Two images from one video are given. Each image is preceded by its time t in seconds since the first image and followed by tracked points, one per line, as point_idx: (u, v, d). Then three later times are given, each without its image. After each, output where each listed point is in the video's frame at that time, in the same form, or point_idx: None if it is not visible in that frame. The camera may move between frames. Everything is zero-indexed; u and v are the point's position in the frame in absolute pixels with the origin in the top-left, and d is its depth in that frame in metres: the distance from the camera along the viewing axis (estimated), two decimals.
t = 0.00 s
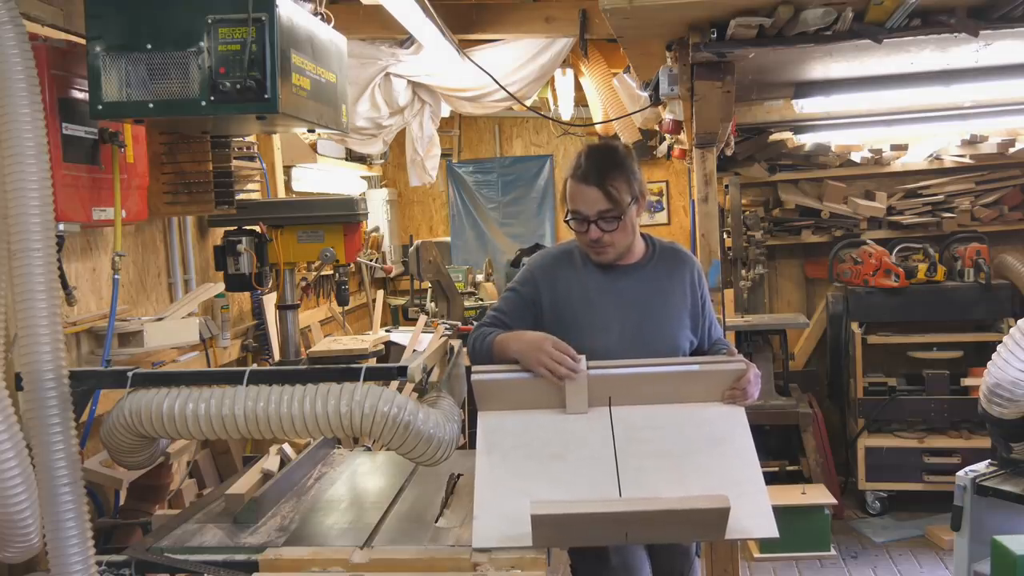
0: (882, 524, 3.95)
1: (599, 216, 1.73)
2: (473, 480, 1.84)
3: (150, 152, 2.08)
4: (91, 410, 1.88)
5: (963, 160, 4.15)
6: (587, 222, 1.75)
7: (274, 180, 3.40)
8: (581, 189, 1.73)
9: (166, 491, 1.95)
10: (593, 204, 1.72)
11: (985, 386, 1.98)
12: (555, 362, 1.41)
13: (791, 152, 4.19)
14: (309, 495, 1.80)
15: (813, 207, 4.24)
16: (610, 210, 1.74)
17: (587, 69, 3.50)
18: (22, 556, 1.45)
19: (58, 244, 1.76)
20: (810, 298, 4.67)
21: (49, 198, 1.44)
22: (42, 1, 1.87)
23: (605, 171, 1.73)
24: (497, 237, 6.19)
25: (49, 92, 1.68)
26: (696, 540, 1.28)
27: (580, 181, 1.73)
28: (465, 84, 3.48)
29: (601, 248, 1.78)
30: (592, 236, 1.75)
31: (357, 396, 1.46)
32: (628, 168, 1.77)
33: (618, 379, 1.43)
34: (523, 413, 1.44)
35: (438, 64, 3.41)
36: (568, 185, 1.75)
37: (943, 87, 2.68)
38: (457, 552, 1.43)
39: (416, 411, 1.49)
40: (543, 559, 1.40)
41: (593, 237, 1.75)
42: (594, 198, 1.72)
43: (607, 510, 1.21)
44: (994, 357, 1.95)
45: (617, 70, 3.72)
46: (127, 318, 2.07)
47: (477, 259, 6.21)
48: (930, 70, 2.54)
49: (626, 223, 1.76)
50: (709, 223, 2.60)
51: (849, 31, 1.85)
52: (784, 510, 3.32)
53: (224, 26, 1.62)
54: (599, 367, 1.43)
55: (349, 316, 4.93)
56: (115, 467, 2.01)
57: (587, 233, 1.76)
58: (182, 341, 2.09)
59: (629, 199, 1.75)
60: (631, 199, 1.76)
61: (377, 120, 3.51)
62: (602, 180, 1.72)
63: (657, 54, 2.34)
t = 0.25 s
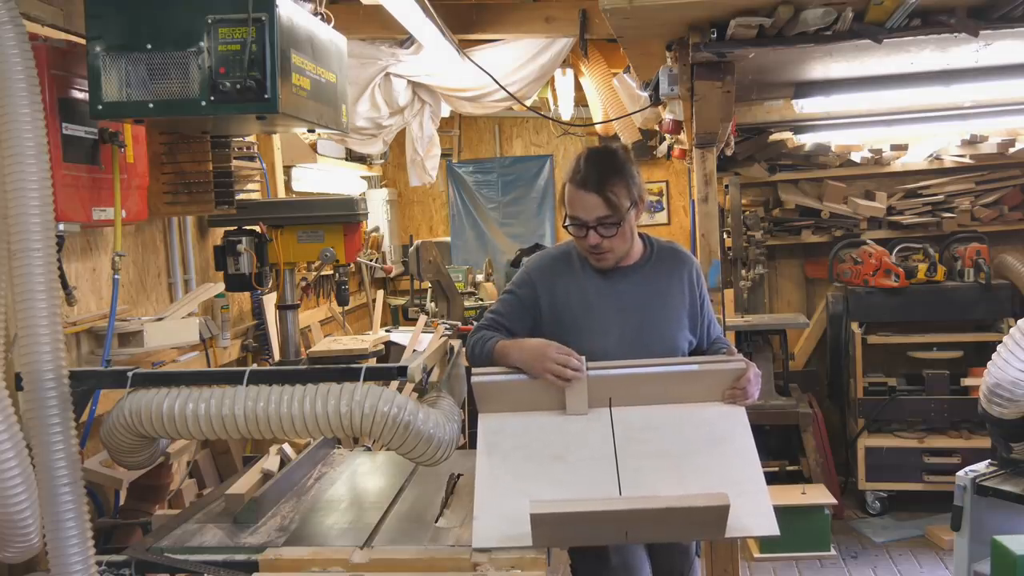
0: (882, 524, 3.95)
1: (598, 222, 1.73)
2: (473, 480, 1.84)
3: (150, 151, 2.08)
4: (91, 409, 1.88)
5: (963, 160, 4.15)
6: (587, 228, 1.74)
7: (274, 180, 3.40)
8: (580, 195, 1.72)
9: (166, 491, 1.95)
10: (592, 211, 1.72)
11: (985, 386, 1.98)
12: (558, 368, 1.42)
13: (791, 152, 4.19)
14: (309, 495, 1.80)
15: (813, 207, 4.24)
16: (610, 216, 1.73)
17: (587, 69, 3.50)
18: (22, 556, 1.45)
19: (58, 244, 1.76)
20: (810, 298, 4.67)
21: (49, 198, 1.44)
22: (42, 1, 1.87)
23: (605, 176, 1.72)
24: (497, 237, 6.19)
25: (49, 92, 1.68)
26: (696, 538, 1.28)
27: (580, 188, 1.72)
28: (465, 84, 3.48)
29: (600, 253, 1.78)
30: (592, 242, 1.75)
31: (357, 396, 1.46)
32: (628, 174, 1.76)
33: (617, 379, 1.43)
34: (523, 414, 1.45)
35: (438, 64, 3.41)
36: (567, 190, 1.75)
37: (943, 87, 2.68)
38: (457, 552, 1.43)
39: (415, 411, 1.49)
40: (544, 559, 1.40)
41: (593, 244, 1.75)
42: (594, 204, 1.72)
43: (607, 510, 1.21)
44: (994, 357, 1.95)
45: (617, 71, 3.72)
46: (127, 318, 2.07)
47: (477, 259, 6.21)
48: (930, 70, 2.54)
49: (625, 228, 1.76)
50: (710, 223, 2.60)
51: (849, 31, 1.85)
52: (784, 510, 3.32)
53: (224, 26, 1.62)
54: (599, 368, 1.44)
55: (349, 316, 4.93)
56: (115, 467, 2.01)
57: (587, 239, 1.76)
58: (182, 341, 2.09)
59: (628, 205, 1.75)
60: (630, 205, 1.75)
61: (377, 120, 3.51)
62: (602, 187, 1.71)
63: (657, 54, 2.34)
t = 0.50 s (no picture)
0: (882, 524, 3.95)
1: (599, 214, 1.73)
2: (473, 480, 1.84)
3: (150, 152, 2.08)
4: (91, 410, 1.88)
5: (963, 160, 4.15)
6: (588, 220, 1.75)
7: (274, 180, 3.41)
8: (581, 187, 1.72)
9: (166, 491, 1.95)
10: (593, 202, 1.72)
11: (985, 386, 1.98)
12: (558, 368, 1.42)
13: (791, 152, 4.19)
14: (309, 495, 1.80)
15: (813, 207, 4.24)
16: (611, 207, 1.74)
17: (587, 69, 3.50)
18: (22, 556, 1.45)
19: (58, 244, 1.76)
20: (810, 298, 4.67)
21: (49, 198, 1.44)
22: (42, 1, 1.87)
23: (606, 170, 1.73)
24: (497, 237, 6.19)
25: (49, 92, 1.68)
26: (696, 539, 1.28)
27: (581, 180, 1.72)
28: (465, 84, 3.48)
29: (601, 248, 1.78)
30: (592, 234, 1.75)
31: (357, 396, 1.46)
32: (629, 168, 1.77)
33: (618, 380, 1.43)
34: (524, 414, 1.45)
35: (438, 64, 3.41)
36: (568, 182, 1.75)
37: (942, 87, 2.68)
38: (457, 552, 1.43)
39: (416, 410, 1.49)
40: (544, 559, 1.40)
41: (594, 236, 1.75)
42: (595, 195, 1.72)
43: (607, 510, 1.21)
44: (994, 357, 1.95)
45: (617, 71, 3.72)
46: (127, 318, 2.06)
47: (477, 259, 6.21)
48: (929, 70, 2.54)
49: (626, 222, 1.76)
50: (709, 223, 2.60)
51: (849, 31, 1.85)
52: (784, 510, 3.32)
53: (224, 26, 1.62)
54: (599, 368, 1.44)
55: (349, 316, 4.93)
56: (115, 467, 2.01)
57: (587, 232, 1.76)
58: (182, 341, 2.09)
59: (629, 198, 1.75)
60: (631, 198, 1.76)
61: (377, 120, 3.51)
62: (603, 179, 1.72)
63: (657, 54, 2.34)
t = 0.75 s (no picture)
0: (882, 524, 3.94)
1: (605, 187, 1.78)
2: (473, 480, 1.84)
3: (150, 152, 2.08)
4: (91, 410, 1.88)
5: (963, 160, 4.15)
6: (593, 195, 1.79)
7: (274, 180, 3.40)
8: (588, 162, 1.79)
9: (166, 491, 1.95)
10: (599, 175, 1.78)
11: (985, 386, 1.98)
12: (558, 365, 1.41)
13: (791, 152, 4.19)
14: (309, 495, 1.80)
15: (813, 207, 4.24)
16: (616, 183, 1.79)
17: (587, 69, 3.50)
18: (22, 556, 1.45)
19: (58, 244, 1.76)
20: (810, 298, 4.67)
21: (49, 198, 1.44)
22: (42, 1, 1.87)
23: (610, 148, 1.82)
24: (497, 237, 6.19)
25: (49, 92, 1.68)
26: (696, 540, 1.28)
27: (588, 153, 1.81)
28: (465, 84, 3.48)
29: (605, 224, 1.80)
30: (598, 208, 1.80)
31: (357, 396, 1.46)
32: (630, 155, 1.87)
33: (619, 379, 1.43)
34: (524, 414, 1.44)
35: (438, 64, 3.41)
36: (575, 162, 1.82)
37: (942, 87, 2.68)
38: (457, 552, 1.43)
39: (416, 410, 1.49)
40: (544, 559, 1.40)
41: (599, 208, 1.79)
42: (602, 167, 1.79)
43: (608, 510, 1.21)
44: (994, 357, 1.95)
45: (617, 70, 3.72)
46: (127, 318, 2.07)
47: (477, 259, 6.21)
48: (929, 70, 2.54)
49: (629, 200, 1.81)
50: (710, 223, 2.60)
51: (849, 31, 1.85)
52: (784, 510, 3.32)
53: (224, 26, 1.62)
54: (600, 368, 1.44)
55: (349, 316, 4.93)
56: (115, 467, 2.01)
57: (592, 207, 1.80)
58: (182, 341, 2.09)
59: (633, 178, 1.82)
60: (634, 177, 1.82)
61: (377, 120, 3.51)
62: (608, 154, 1.81)
63: (657, 55, 2.34)
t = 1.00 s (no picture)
0: (882, 524, 3.94)
1: (599, 181, 1.81)
2: (473, 480, 1.84)
3: (150, 152, 2.08)
4: (91, 410, 1.88)
5: (963, 160, 4.15)
6: (589, 189, 1.83)
7: (274, 180, 3.41)
8: (584, 158, 1.83)
9: (166, 491, 1.95)
10: (595, 169, 1.82)
11: (985, 386, 1.97)
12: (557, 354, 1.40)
13: (791, 152, 4.19)
14: (309, 495, 1.80)
15: (813, 207, 4.24)
16: (611, 177, 1.82)
17: (587, 69, 3.50)
18: (22, 556, 1.45)
19: (58, 244, 1.76)
20: (810, 298, 4.67)
21: (49, 198, 1.44)
22: (42, 1, 1.87)
23: (607, 146, 1.86)
24: (497, 237, 6.19)
25: (49, 92, 1.68)
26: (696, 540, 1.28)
27: (584, 150, 1.85)
28: (465, 84, 3.48)
29: (600, 218, 1.83)
30: (593, 202, 1.83)
31: (357, 396, 1.46)
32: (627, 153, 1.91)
33: (618, 379, 1.42)
34: (524, 414, 1.44)
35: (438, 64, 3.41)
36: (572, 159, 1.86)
37: (942, 87, 2.68)
38: (457, 552, 1.43)
39: (415, 411, 1.49)
40: (544, 559, 1.40)
41: (594, 202, 1.83)
42: (597, 162, 1.83)
43: (608, 510, 1.21)
44: (994, 357, 1.95)
45: (617, 70, 3.72)
46: (127, 318, 2.07)
47: (477, 259, 6.21)
48: (929, 70, 2.54)
49: (624, 196, 1.85)
50: (710, 223, 2.59)
51: (849, 31, 1.85)
52: (784, 510, 3.33)
53: (224, 26, 1.62)
54: (599, 367, 1.43)
55: (349, 316, 4.93)
56: (115, 467, 2.01)
57: (588, 201, 1.83)
58: (182, 341, 2.09)
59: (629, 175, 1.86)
60: (629, 173, 1.86)
61: (377, 119, 3.51)
62: (605, 151, 1.85)
63: (657, 55, 2.34)
